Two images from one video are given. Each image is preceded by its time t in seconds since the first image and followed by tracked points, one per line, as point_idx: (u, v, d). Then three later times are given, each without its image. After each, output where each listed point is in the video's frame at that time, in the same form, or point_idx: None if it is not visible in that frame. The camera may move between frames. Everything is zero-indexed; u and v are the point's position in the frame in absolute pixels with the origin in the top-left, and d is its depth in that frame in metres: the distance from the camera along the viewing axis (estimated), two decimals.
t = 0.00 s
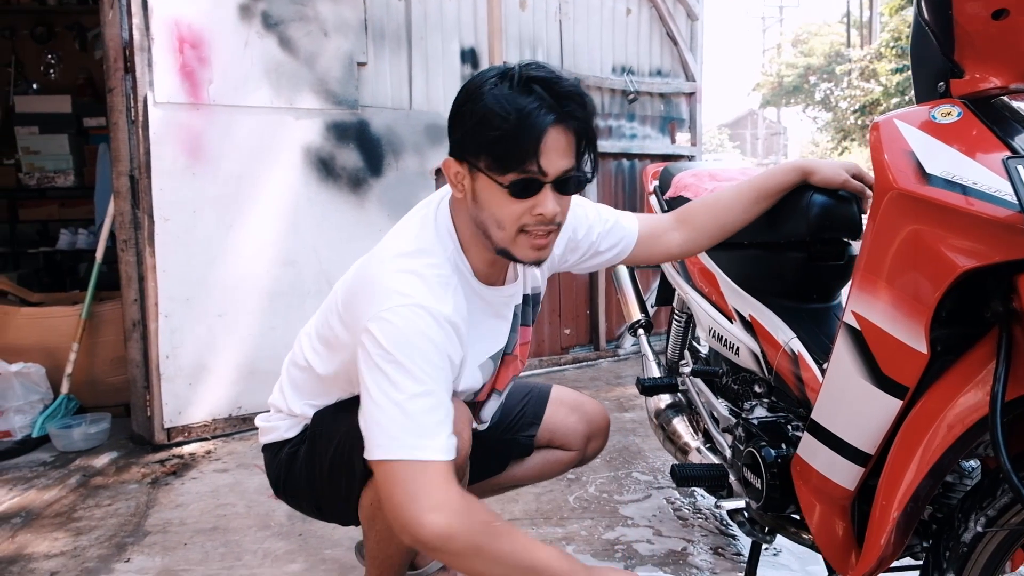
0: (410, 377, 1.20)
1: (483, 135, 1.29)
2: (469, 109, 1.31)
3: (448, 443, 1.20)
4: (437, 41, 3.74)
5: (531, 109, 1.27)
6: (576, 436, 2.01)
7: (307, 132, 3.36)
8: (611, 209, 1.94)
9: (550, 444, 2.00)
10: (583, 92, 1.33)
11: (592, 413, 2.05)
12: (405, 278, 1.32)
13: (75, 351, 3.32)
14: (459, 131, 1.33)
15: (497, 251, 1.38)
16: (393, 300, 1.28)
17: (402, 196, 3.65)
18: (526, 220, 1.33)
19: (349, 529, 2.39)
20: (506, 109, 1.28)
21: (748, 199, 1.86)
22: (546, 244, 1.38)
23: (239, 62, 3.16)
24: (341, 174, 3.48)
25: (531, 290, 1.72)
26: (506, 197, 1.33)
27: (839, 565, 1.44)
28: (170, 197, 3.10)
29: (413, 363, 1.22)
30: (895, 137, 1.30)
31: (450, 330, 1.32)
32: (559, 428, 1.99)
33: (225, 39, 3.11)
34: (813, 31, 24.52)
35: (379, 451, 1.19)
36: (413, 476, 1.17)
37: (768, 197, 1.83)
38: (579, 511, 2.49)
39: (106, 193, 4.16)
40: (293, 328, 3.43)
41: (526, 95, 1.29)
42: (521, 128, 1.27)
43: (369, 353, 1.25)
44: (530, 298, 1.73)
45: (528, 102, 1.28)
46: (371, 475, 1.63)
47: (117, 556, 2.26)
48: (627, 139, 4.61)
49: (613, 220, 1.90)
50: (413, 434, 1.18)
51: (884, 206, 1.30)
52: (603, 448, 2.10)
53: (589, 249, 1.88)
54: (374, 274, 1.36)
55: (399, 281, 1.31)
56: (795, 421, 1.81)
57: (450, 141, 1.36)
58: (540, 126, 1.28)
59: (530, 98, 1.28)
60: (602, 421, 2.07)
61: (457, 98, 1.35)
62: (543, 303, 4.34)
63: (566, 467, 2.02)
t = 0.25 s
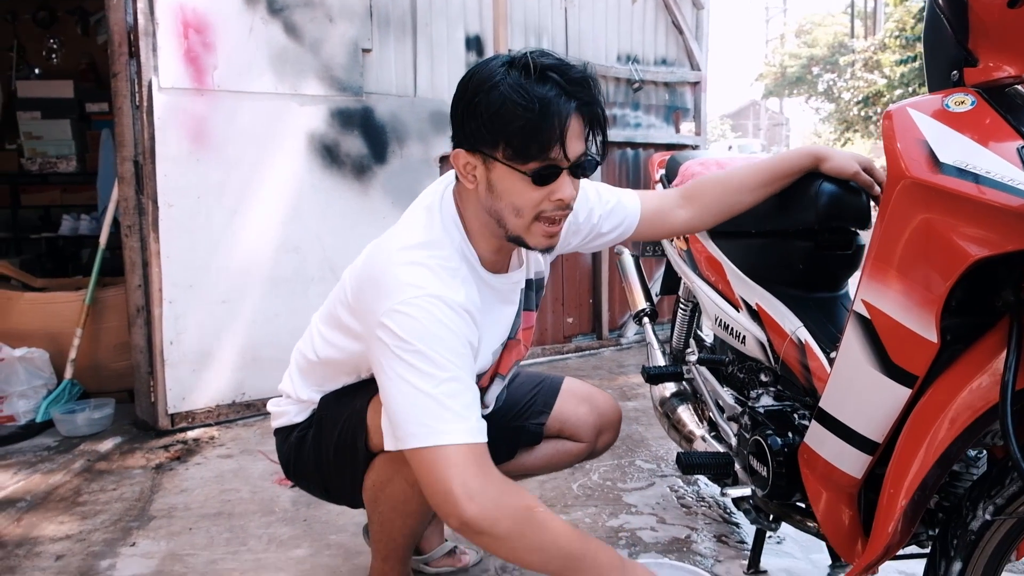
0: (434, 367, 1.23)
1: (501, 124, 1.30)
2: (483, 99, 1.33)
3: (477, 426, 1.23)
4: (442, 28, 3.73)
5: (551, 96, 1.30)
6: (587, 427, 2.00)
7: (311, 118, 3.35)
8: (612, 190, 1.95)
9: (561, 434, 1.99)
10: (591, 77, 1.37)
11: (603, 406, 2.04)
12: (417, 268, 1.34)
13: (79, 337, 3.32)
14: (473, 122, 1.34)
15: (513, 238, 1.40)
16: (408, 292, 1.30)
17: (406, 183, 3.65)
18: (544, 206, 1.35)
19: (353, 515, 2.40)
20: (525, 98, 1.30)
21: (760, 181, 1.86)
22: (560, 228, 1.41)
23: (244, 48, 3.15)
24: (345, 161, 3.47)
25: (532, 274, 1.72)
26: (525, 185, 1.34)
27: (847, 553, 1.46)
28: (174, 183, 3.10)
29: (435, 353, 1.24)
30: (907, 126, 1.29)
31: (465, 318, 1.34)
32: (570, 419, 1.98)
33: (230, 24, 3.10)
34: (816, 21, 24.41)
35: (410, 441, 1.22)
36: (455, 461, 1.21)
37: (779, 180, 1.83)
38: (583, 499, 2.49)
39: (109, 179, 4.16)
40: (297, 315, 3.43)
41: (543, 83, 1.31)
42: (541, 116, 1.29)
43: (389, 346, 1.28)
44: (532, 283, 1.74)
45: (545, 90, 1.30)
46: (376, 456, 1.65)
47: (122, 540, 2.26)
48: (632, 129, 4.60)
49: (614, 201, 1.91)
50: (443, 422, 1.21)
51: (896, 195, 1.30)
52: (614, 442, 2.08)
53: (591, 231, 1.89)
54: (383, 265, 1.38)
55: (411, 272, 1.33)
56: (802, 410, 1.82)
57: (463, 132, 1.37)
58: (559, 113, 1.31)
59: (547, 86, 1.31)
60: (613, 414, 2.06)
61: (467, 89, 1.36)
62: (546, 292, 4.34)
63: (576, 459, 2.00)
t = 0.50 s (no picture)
0: (427, 352, 1.23)
1: (524, 117, 1.30)
2: (499, 91, 1.32)
3: (472, 410, 1.23)
4: (433, 11, 3.70)
5: (569, 86, 1.32)
6: (581, 417, 1.99)
7: (302, 102, 3.33)
8: (600, 172, 1.94)
9: (555, 422, 1.98)
10: (590, 64, 1.39)
11: (600, 397, 2.02)
12: (408, 256, 1.34)
13: (67, 322, 3.29)
14: (488, 115, 1.33)
15: (525, 223, 1.43)
16: (399, 280, 1.30)
17: (398, 168, 3.63)
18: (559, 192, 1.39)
19: (346, 500, 2.40)
20: (545, 91, 1.31)
21: (752, 162, 1.85)
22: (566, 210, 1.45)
23: (233, 30, 3.12)
24: (336, 145, 3.45)
25: (522, 259, 1.72)
26: (544, 174, 1.36)
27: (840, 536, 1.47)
28: (164, 167, 3.07)
29: (427, 338, 1.24)
30: (904, 109, 1.28)
31: (456, 304, 1.34)
32: (564, 408, 1.97)
33: (219, 6, 3.06)
34: (807, 6, 24.37)
35: (406, 426, 1.23)
36: (451, 445, 1.21)
37: (772, 163, 1.82)
38: (576, 484, 2.50)
39: (97, 163, 4.11)
40: (288, 301, 3.41)
41: (559, 73, 1.33)
42: (561, 106, 1.31)
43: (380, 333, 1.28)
44: (523, 268, 1.73)
45: (562, 80, 1.32)
46: (359, 439, 1.65)
47: (113, 526, 2.25)
48: (624, 114, 4.58)
49: (603, 185, 1.90)
50: (438, 407, 1.21)
51: (891, 178, 1.29)
52: (610, 433, 2.07)
53: (580, 216, 1.89)
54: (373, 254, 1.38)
55: (402, 260, 1.33)
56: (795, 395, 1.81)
57: (476, 124, 1.35)
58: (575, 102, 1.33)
59: (561, 76, 1.32)
60: (609, 404, 2.04)
61: (474, 79, 1.35)
62: (538, 278, 4.34)
63: (571, 448, 2.00)
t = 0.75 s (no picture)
0: (416, 335, 1.24)
1: (543, 115, 1.34)
2: (516, 88, 1.35)
3: (457, 396, 1.23)
4: (433, 7, 3.68)
5: (582, 88, 1.38)
6: (583, 418, 1.97)
7: (301, 98, 3.31)
8: (598, 167, 1.94)
9: (556, 422, 1.97)
10: (593, 67, 1.45)
11: (603, 400, 2.00)
12: (402, 245, 1.36)
13: (64, 318, 3.28)
14: (503, 111, 1.36)
15: (529, 217, 1.46)
16: (393, 267, 1.32)
17: (397, 164, 3.61)
18: (561, 188, 1.43)
19: (345, 498, 2.39)
20: (562, 94, 1.36)
21: (751, 159, 1.84)
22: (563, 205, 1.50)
23: (232, 25, 3.10)
24: (335, 141, 3.43)
25: (518, 252, 1.71)
26: (552, 171, 1.40)
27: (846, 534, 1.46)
28: (162, 162, 3.05)
29: (417, 322, 1.25)
30: (910, 106, 1.28)
31: (449, 292, 1.35)
32: (565, 409, 1.96)
33: (218, 1, 3.05)
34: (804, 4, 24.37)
35: (394, 409, 1.23)
36: (435, 428, 1.21)
37: (771, 160, 1.82)
38: (576, 482, 2.49)
39: (94, 158, 4.09)
40: (287, 297, 3.40)
41: (572, 74, 1.38)
42: (574, 106, 1.37)
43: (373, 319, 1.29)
44: (518, 261, 1.73)
45: (575, 82, 1.38)
46: (348, 431, 1.63)
47: (111, 524, 2.24)
48: (623, 111, 4.57)
49: (600, 179, 1.90)
50: (426, 390, 1.21)
51: (898, 176, 1.29)
52: (613, 436, 2.05)
53: (577, 210, 1.89)
54: (371, 246, 1.40)
55: (397, 249, 1.35)
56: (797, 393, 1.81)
57: (490, 119, 1.37)
58: (585, 103, 1.39)
59: (573, 77, 1.38)
60: (612, 407, 2.02)
61: (488, 76, 1.37)
62: (537, 275, 4.33)
63: (573, 449, 1.98)
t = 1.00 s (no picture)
0: (411, 312, 1.23)
1: (545, 97, 1.38)
2: (519, 72, 1.39)
3: (449, 371, 1.22)
4: (432, 6, 3.68)
5: (584, 74, 1.42)
6: (585, 417, 1.95)
7: (299, 97, 3.30)
8: (594, 165, 1.96)
9: (558, 421, 1.96)
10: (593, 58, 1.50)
11: (605, 400, 1.99)
12: (404, 227, 1.37)
13: (62, 317, 3.27)
14: (506, 93, 1.39)
15: (530, 201, 1.48)
16: (394, 248, 1.32)
17: (396, 164, 3.61)
18: (562, 172, 1.46)
19: (344, 499, 2.38)
20: (563, 77, 1.40)
21: (748, 160, 1.85)
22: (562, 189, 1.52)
23: (231, 23, 3.09)
24: (334, 140, 3.42)
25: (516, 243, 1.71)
26: (553, 153, 1.43)
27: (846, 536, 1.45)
28: (160, 161, 3.04)
29: (415, 299, 1.25)
30: (913, 107, 1.27)
31: (449, 273, 1.34)
32: (567, 408, 1.94)
33: None
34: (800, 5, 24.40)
35: (386, 384, 1.22)
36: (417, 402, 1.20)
37: (769, 161, 1.82)
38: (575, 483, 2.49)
39: (91, 156, 4.07)
40: (285, 297, 3.39)
41: (574, 61, 1.42)
42: (576, 91, 1.41)
43: (372, 298, 1.29)
44: (515, 252, 1.72)
45: (577, 68, 1.42)
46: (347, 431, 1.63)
47: (109, 524, 2.23)
48: (621, 111, 4.57)
49: (595, 176, 1.92)
50: (418, 365, 1.20)
51: (901, 177, 1.28)
52: (615, 437, 2.03)
53: (571, 206, 1.90)
54: (375, 230, 1.41)
55: (399, 231, 1.36)
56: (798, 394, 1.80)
57: (494, 101, 1.41)
58: (587, 90, 1.43)
59: (576, 63, 1.42)
60: (614, 407, 2.01)
61: (492, 61, 1.41)
62: (535, 275, 4.33)
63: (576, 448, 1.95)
